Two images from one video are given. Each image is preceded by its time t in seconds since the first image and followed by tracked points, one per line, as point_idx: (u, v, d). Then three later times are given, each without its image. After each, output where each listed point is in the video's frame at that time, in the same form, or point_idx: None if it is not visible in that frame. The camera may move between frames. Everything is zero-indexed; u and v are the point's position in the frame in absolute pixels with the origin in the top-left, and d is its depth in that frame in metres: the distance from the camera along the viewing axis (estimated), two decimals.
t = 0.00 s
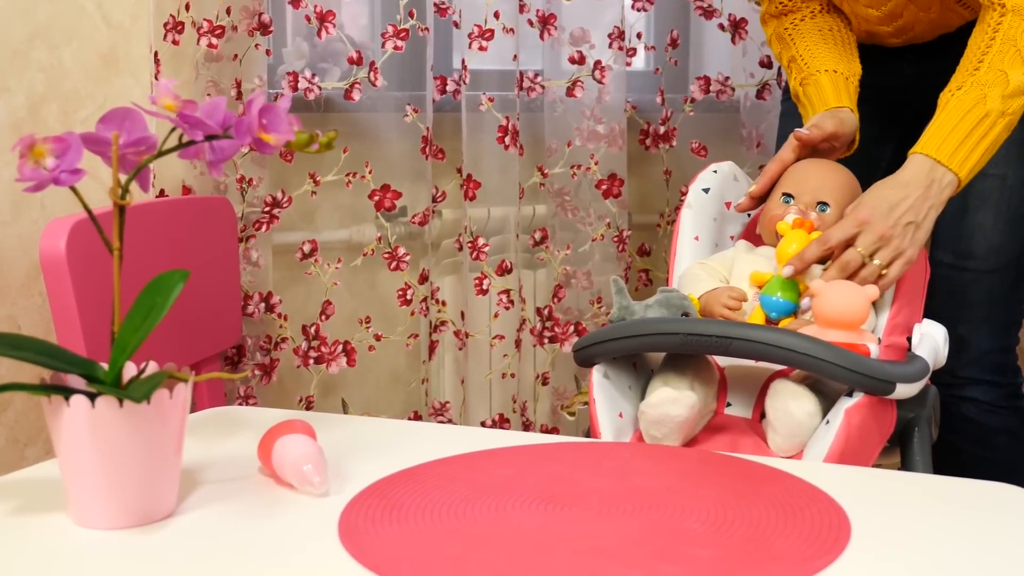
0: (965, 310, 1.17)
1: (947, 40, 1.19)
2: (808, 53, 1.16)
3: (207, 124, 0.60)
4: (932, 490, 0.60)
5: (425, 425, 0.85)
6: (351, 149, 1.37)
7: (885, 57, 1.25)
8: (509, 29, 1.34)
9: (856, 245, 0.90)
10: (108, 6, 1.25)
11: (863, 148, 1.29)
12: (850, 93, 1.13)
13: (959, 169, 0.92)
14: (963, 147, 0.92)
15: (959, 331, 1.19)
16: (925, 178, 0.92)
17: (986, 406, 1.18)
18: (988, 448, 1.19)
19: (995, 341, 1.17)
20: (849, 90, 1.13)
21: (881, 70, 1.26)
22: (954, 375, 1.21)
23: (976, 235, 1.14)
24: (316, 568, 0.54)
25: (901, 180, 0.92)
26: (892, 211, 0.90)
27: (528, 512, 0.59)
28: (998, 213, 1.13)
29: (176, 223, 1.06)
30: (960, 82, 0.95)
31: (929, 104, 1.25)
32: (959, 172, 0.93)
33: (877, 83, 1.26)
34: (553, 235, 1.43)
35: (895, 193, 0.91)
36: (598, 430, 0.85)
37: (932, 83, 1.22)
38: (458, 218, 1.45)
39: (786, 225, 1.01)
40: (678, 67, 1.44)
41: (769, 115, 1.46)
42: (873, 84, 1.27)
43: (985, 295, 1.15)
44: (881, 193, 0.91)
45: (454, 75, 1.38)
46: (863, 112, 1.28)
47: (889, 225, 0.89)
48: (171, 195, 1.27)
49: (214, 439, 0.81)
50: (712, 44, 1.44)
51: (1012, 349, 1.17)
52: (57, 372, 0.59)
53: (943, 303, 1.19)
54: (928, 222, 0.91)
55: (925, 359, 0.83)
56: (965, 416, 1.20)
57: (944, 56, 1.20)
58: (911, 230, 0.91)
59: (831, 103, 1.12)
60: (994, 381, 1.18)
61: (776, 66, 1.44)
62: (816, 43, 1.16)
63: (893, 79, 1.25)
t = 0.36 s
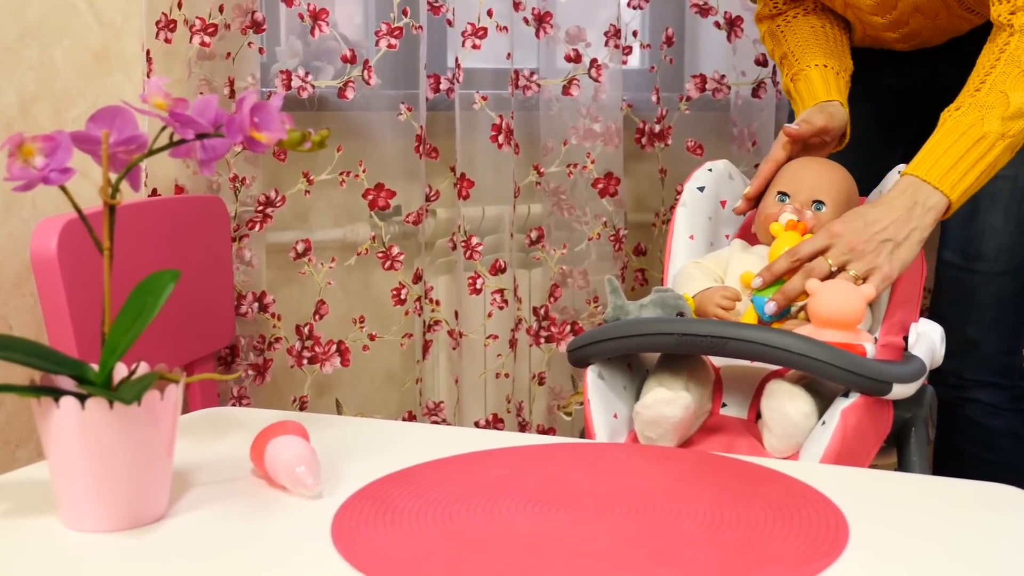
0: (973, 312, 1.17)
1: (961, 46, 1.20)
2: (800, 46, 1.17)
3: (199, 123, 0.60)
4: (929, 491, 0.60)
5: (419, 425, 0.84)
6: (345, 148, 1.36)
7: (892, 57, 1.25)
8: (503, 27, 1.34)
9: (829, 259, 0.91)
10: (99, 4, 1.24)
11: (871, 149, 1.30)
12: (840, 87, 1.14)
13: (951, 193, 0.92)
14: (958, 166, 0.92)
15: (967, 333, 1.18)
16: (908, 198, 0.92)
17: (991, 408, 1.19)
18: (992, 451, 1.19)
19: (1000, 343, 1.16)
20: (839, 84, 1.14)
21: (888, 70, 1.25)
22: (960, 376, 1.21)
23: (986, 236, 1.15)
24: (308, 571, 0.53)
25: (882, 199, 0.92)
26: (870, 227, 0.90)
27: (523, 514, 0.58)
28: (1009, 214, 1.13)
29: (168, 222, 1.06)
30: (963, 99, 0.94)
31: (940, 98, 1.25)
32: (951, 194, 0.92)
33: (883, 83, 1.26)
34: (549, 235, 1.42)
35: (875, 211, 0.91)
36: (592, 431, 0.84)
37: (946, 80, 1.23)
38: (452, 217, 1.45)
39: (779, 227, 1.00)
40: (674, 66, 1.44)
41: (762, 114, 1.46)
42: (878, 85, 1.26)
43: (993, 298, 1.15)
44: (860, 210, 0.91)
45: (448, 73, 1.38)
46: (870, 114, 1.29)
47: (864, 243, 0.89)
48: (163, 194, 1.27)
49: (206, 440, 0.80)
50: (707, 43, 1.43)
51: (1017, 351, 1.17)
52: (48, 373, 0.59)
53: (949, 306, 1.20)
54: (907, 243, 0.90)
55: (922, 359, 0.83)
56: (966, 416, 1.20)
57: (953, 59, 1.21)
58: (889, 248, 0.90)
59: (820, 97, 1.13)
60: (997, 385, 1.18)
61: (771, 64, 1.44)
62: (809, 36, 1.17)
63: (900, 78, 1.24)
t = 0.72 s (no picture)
0: (982, 316, 1.17)
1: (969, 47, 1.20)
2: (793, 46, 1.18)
3: (196, 124, 0.59)
4: (932, 494, 0.60)
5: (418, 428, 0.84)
6: (342, 150, 1.36)
7: (900, 61, 1.24)
8: (499, 28, 1.33)
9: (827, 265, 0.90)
10: (97, 5, 1.23)
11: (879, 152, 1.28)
12: (829, 87, 1.15)
13: (955, 208, 0.91)
14: (966, 179, 0.91)
15: (975, 338, 1.18)
16: (908, 212, 0.91)
17: (996, 412, 1.18)
18: (997, 455, 1.18)
19: (1009, 347, 1.16)
20: (828, 83, 1.15)
21: (897, 72, 1.24)
22: (965, 379, 1.21)
23: (994, 240, 1.15)
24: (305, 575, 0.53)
25: (883, 212, 0.91)
26: (869, 237, 0.89)
27: (523, 518, 0.58)
28: (1018, 219, 1.14)
29: (165, 224, 1.05)
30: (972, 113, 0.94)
31: (951, 98, 1.26)
32: (955, 209, 0.91)
33: (890, 86, 1.25)
34: (547, 237, 1.42)
35: (874, 223, 0.90)
36: (593, 434, 0.84)
37: (957, 81, 1.24)
38: (449, 220, 1.45)
39: (787, 224, 0.99)
40: (673, 67, 1.45)
41: (758, 115, 1.45)
42: (888, 88, 1.25)
43: (1005, 303, 1.16)
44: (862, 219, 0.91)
45: (446, 75, 1.37)
46: (877, 116, 1.27)
47: (862, 253, 0.88)
48: (160, 196, 1.26)
49: (203, 442, 0.80)
50: (706, 44, 1.43)
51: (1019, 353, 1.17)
52: (44, 376, 0.58)
53: (955, 309, 1.20)
54: (904, 257, 0.89)
55: (924, 362, 0.83)
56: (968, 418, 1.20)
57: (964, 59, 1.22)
58: (885, 259, 0.89)
59: (809, 96, 1.14)
60: (997, 387, 1.18)
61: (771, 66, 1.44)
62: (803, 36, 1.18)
63: (908, 79, 1.24)
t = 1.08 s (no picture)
0: (979, 319, 1.17)
1: (965, 51, 1.21)
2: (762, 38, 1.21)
3: (190, 126, 0.59)
4: (927, 497, 0.60)
5: (413, 430, 0.84)
6: (339, 151, 1.36)
7: (900, 63, 1.24)
8: (494, 29, 1.33)
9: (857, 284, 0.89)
10: (92, 6, 1.23)
11: (879, 153, 1.28)
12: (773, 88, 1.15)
13: (958, 221, 0.92)
14: (971, 193, 0.91)
15: (971, 342, 1.18)
16: (928, 225, 0.90)
17: (994, 413, 1.18)
18: (995, 457, 1.18)
19: (1006, 349, 1.16)
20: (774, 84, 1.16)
21: (897, 75, 1.24)
22: (962, 381, 1.21)
23: (991, 243, 1.14)
24: None
25: (909, 221, 0.89)
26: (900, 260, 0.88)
27: (518, 521, 0.58)
28: (1015, 221, 1.13)
29: (160, 225, 1.05)
30: (976, 122, 0.93)
31: (949, 101, 1.27)
32: (957, 219, 0.92)
33: (888, 87, 1.25)
34: (543, 239, 1.42)
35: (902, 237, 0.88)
36: (589, 436, 0.84)
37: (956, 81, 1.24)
38: (445, 221, 1.44)
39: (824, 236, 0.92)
40: (670, 69, 1.45)
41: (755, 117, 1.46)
42: (887, 90, 1.25)
43: (1000, 306, 1.15)
44: (896, 238, 0.88)
45: (442, 77, 1.37)
46: (879, 119, 1.26)
47: (892, 277, 0.88)
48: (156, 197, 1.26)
49: (199, 444, 0.80)
50: (703, 45, 1.44)
51: (1016, 355, 1.16)
52: (37, 378, 0.58)
53: (955, 309, 1.20)
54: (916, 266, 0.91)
55: (920, 364, 0.82)
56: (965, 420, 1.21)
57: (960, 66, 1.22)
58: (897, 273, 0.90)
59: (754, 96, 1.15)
60: (992, 388, 1.18)
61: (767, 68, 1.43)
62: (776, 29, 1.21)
63: (910, 83, 1.24)
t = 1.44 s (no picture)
0: (968, 320, 1.17)
1: (949, 51, 1.22)
2: (672, 36, 1.19)
3: (187, 128, 0.59)
4: (923, 497, 0.60)
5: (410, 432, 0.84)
6: (336, 154, 1.36)
7: (881, 65, 1.24)
8: (492, 31, 1.32)
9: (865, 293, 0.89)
10: (89, 8, 1.23)
11: (868, 155, 1.27)
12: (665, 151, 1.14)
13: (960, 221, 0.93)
14: (973, 192, 0.92)
15: (962, 342, 1.18)
16: (930, 229, 0.91)
17: (984, 412, 1.19)
18: (986, 456, 1.19)
19: (999, 349, 1.17)
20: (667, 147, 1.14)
21: (881, 77, 1.24)
22: (955, 382, 1.21)
23: (979, 244, 1.14)
24: None
25: (916, 225, 0.90)
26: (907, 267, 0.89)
27: (514, 522, 0.58)
28: (1003, 221, 1.13)
29: (156, 227, 1.05)
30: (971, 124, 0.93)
31: (933, 101, 1.28)
32: (958, 218, 0.93)
33: (871, 87, 1.24)
34: (540, 241, 1.42)
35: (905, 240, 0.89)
36: (586, 436, 0.83)
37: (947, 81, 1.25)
38: (443, 223, 1.43)
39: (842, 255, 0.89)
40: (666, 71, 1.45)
41: (754, 119, 1.46)
42: (872, 91, 1.24)
43: (989, 306, 1.15)
44: (903, 246, 0.88)
45: (439, 78, 1.37)
46: (868, 120, 1.25)
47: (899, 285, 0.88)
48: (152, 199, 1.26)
49: (195, 445, 0.80)
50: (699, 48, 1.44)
51: (1004, 355, 1.18)
52: (34, 380, 0.58)
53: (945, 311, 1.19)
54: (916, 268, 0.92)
55: (915, 364, 0.83)
56: (954, 419, 1.21)
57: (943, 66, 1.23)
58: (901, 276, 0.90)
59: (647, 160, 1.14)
60: (983, 388, 1.19)
61: (764, 69, 1.44)
62: (682, 25, 1.19)
63: (894, 85, 1.24)
